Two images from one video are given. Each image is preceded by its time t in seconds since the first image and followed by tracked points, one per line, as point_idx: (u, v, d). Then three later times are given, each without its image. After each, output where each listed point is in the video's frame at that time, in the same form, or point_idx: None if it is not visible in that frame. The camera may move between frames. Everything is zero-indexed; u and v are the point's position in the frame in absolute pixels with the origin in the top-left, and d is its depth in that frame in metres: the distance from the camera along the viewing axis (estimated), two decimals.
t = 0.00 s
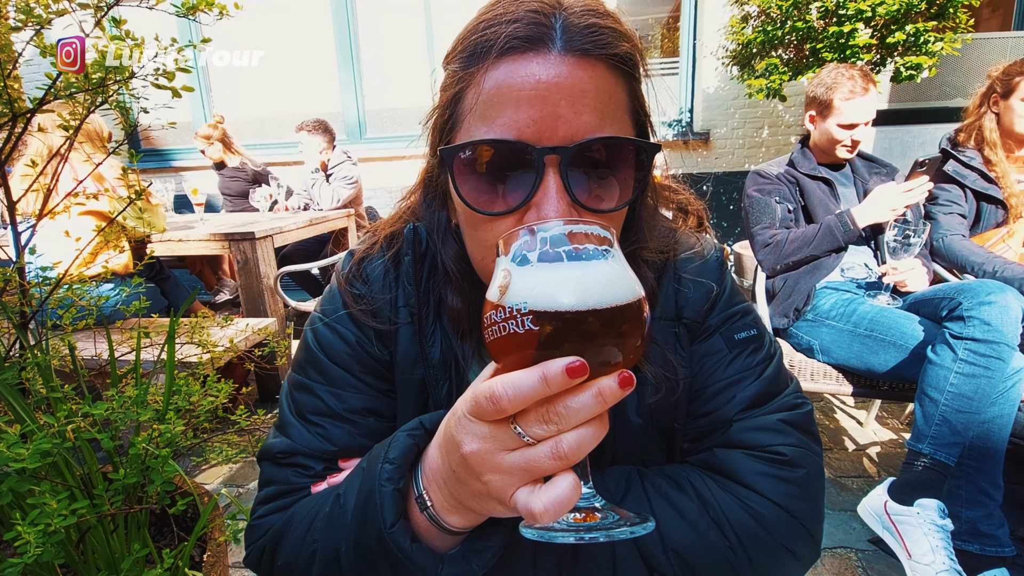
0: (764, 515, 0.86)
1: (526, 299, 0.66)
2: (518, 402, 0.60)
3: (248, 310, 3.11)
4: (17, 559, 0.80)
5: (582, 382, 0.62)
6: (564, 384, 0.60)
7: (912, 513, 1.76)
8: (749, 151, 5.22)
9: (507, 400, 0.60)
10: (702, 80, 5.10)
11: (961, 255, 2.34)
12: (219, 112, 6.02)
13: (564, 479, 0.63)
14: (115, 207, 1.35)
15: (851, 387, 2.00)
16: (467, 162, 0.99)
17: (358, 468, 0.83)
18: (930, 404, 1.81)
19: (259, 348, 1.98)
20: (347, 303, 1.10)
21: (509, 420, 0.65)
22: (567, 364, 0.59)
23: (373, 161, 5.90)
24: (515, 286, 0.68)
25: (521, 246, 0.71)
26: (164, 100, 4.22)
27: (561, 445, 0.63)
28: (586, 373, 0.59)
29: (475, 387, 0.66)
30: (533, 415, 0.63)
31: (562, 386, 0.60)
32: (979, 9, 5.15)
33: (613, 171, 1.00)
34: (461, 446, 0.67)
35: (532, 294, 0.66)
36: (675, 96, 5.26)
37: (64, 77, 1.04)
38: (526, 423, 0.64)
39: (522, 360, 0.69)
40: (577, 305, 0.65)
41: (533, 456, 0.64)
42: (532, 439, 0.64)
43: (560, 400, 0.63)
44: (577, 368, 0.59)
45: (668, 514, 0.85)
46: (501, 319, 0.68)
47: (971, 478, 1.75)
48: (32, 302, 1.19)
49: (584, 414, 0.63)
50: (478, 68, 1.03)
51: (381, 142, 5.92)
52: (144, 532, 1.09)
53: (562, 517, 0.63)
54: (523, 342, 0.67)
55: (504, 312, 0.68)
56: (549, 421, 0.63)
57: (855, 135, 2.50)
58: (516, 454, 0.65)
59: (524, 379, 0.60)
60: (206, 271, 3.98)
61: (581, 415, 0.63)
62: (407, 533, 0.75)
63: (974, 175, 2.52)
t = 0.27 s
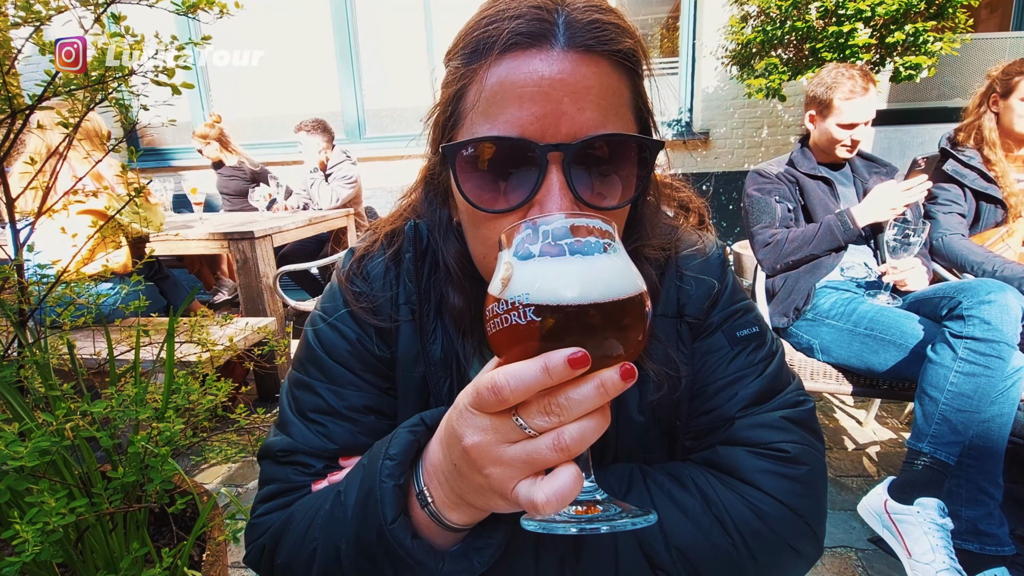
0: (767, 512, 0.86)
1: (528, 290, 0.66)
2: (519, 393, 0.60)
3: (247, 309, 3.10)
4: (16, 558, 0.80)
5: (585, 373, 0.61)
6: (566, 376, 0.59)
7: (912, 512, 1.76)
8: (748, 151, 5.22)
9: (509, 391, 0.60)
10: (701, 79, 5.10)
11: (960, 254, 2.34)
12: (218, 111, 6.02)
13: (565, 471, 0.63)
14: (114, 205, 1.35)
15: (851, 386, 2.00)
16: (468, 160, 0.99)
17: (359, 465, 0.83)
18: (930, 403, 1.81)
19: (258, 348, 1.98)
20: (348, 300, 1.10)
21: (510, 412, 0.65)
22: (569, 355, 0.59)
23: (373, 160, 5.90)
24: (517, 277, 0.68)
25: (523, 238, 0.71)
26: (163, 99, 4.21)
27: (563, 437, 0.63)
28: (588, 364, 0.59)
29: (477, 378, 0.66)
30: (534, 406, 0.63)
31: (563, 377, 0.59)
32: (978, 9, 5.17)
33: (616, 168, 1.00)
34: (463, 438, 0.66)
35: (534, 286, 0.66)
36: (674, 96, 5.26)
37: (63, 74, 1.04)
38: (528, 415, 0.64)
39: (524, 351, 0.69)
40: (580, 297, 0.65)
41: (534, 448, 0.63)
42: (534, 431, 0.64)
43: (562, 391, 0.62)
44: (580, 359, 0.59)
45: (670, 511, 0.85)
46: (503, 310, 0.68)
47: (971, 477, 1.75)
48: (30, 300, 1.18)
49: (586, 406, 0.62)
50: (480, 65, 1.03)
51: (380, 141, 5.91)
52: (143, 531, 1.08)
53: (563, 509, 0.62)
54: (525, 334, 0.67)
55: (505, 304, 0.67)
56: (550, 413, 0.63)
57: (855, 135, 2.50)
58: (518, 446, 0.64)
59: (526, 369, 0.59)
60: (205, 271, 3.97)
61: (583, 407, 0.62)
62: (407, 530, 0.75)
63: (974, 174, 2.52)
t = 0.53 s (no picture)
0: (768, 512, 0.85)
1: (527, 283, 0.66)
2: (515, 383, 0.60)
3: (246, 309, 3.10)
4: (12, 557, 0.80)
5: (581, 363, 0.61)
6: (562, 366, 0.59)
7: (912, 512, 1.76)
8: (748, 152, 5.22)
9: (505, 380, 0.60)
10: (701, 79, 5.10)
11: (960, 255, 2.34)
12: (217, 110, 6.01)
13: (561, 462, 0.63)
14: (112, 204, 1.34)
15: (851, 386, 2.00)
16: (468, 158, 0.98)
17: (357, 464, 0.83)
18: (930, 403, 1.81)
19: (257, 347, 1.97)
20: (347, 299, 1.09)
21: (506, 403, 0.64)
22: (566, 345, 0.59)
23: (372, 160, 5.89)
24: (516, 270, 0.68)
25: (523, 232, 0.71)
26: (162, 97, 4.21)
27: (559, 428, 0.62)
28: (584, 354, 0.59)
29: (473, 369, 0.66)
30: (530, 398, 0.63)
31: (559, 367, 0.59)
32: (978, 10, 5.17)
33: (616, 167, 0.99)
34: (459, 430, 0.66)
35: (533, 278, 0.66)
36: (674, 96, 5.26)
37: (61, 71, 1.03)
38: (524, 406, 0.63)
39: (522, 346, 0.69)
40: (579, 290, 0.64)
41: (530, 439, 0.63)
42: (530, 422, 0.63)
43: (558, 381, 0.62)
44: (575, 349, 0.59)
45: (671, 511, 0.85)
46: (501, 302, 0.68)
47: (970, 478, 1.75)
48: (28, 298, 1.18)
49: (582, 397, 0.62)
50: (479, 62, 1.02)
51: (379, 141, 5.90)
52: (140, 530, 1.08)
53: (558, 501, 0.62)
54: (523, 326, 0.67)
55: (503, 296, 0.67)
56: (546, 404, 0.62)
57: (855, 135, 2.49)
58: (514, 437, 0.64)
59: (522, 359, 0.59)
60: (204, 270, 3.96)
61: (580, 398, 0.62)
62: (405, 529, 0.75)
63: (973, 175, 2.52)
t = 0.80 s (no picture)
0: (769, 511, 0.85)
1: (525, 278, 0.66)
2: (513, 376, 0.59)
3: (245, 308, 3.09)
4: (10, 556, 0.79)
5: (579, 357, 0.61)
6: (560, 359, 0.59)
7: (911, 512, 1.76)
8: (748, 152, 5.22)
9: (503, 373, 0.59)
10: (701, 80, 5.10)
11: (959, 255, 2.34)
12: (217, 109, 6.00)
13: (558, 457, 0.63)
14: (111, 202, 1.34)
15: (851, 386, 2.00)
16: (466, 156, 0.98)
17: (355, 462, 0.82)
18: (929, 403, 1.81)
19: (256, 347, 1.97)
20: (346, 297, 1.09)
21: (505, 398, 0.64)
22: (564, 338, 0.59)
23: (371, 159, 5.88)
24: (514, 265, 0.68)
25: (521, 227, 0.72)
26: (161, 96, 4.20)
27: (557, 422, 0.62)
28: (582, 347, 0.59)
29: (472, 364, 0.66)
30: (528, 392, 0.63)
31: (557, 360, 0.59)
32: (977, 10, 5.18)
33: (615, 165, 0.99)
34: (457, 425, 0.66)
35: (531, 272, 0.65)
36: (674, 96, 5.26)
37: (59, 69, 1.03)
38: (522, 400, 0.63)
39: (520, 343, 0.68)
40: (577, 285, 0.64)
41: (528, 433, 0.63)
42: (527, 416, 0.63)
43: (555, 375, 0.62)
44: (573, 342, 0.59)
45: (671, 510, 0.85)
46: (499, 296, 0.68)
47: (969, 477, 1.75)
48: (26, 296, 1.17)
49: (580, 391, 0.62)
50: (478, 60, 1.02)
51: (379, 140, 5.90)
52: (139, 530, 1.08)
53: (556, 495, 0.62)
54: (521, 320, 0.66)
55: (501, 291, 0.67)
56: (544, 398, 0.62)
57: (855, 135, 2.49)
58: (511, 432, 0.64)
59: (519, 353, 0.59)
60: (203, 270, 3.96)
61: (578, 392, 0.62)
62: (404, 529, 0.74)
63: (973, 175, 2.52)
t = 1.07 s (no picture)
0: (766, 512, 0.85)
1: (520, 279, 0.66)
2: (510, 375, 0.60)
3: (245, 308, 3.09)
4: (9, 556, 0.79)
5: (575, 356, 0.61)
6: (557, 357, 0.59)
7: (909, 512, 1.76)
8: (747, 152, 5.22)
9: (500, 372, 0.60)
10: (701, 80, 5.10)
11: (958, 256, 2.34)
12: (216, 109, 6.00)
13: (555, 455, 0.63)
14: (110, 203, 1.34)
15: (849, 387, 2.01)
16: (464, 158, 0.98)
17: (354, 463, 0.83)
18: (928, 403, 1.81)
19: (256, 347, 1.97)
20: (345, 299, 1.09)
21: (501, 397, 0.64)
22: (560, 337, 0.59)
23: (371, 159, 5.88)
24: (510, 266, 0.68)
25: (517, 228, 0.72)
26: (161, 95, 4.20)
27: (554, 420, 0.62)
28: (578, 346, 0.59)
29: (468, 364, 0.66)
30: (524, 391, 0.63)
31: (554, 358, 0.59)
32: (977, 11, 5.19)
33: (612, 166, 0.99)
34: (454, 424, 0.66)
35: (527, 273, 0.65)
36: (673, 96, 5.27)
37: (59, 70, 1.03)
38: (519, 399, 0.63)
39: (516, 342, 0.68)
40: (573, 287, 0.64)
41: (525, 432, 0.63)
42: (524, 415, 0.63)
43: (552, 374, 0.62)
44: (569, 341, 0.59)
45: (669, 511, 0.85)
46: (495, 297, 0.68)
47: (967, 478, 1.76)
48: (26, 297, 1.17)
49: (577, 389, 0.62)
50: (475, 62, 1.02)
51: (378, 140, 5.90)
52: (138, 530, 1.08)
53: (553, 493, 0.63)
54: (517, 320, 0.67)
55: (497, 292, 0.68)
56: (540, 397, 0.62)
57: (854, 136, 2.50)
58: (509, 431, 0.64)
59: (516, 351, 0.59)
60: (203, 270, 3.96)
61: (574, 390, 0.63)
62: (401, 528, 0.74)
63: (971, 176, 2.52)
